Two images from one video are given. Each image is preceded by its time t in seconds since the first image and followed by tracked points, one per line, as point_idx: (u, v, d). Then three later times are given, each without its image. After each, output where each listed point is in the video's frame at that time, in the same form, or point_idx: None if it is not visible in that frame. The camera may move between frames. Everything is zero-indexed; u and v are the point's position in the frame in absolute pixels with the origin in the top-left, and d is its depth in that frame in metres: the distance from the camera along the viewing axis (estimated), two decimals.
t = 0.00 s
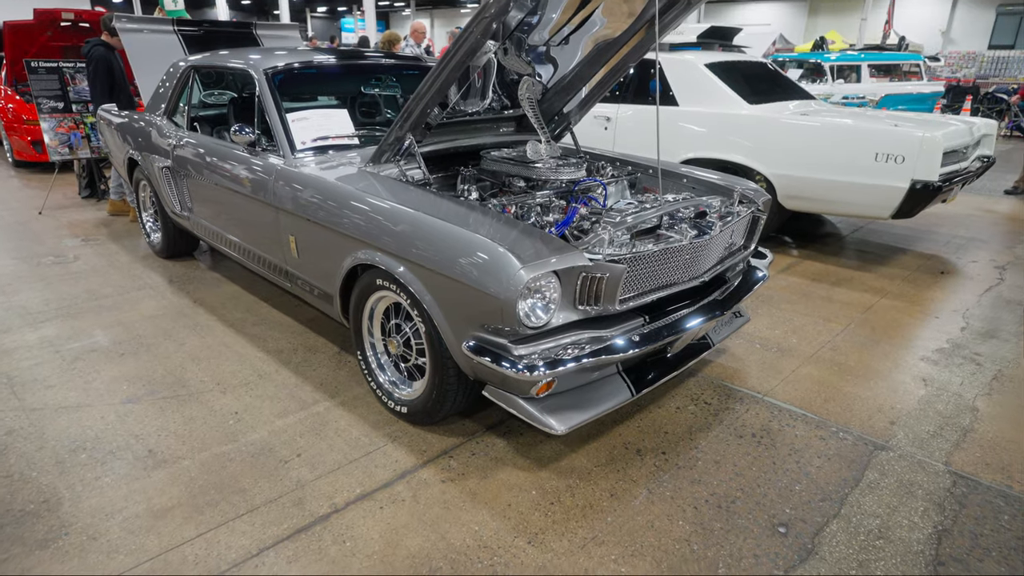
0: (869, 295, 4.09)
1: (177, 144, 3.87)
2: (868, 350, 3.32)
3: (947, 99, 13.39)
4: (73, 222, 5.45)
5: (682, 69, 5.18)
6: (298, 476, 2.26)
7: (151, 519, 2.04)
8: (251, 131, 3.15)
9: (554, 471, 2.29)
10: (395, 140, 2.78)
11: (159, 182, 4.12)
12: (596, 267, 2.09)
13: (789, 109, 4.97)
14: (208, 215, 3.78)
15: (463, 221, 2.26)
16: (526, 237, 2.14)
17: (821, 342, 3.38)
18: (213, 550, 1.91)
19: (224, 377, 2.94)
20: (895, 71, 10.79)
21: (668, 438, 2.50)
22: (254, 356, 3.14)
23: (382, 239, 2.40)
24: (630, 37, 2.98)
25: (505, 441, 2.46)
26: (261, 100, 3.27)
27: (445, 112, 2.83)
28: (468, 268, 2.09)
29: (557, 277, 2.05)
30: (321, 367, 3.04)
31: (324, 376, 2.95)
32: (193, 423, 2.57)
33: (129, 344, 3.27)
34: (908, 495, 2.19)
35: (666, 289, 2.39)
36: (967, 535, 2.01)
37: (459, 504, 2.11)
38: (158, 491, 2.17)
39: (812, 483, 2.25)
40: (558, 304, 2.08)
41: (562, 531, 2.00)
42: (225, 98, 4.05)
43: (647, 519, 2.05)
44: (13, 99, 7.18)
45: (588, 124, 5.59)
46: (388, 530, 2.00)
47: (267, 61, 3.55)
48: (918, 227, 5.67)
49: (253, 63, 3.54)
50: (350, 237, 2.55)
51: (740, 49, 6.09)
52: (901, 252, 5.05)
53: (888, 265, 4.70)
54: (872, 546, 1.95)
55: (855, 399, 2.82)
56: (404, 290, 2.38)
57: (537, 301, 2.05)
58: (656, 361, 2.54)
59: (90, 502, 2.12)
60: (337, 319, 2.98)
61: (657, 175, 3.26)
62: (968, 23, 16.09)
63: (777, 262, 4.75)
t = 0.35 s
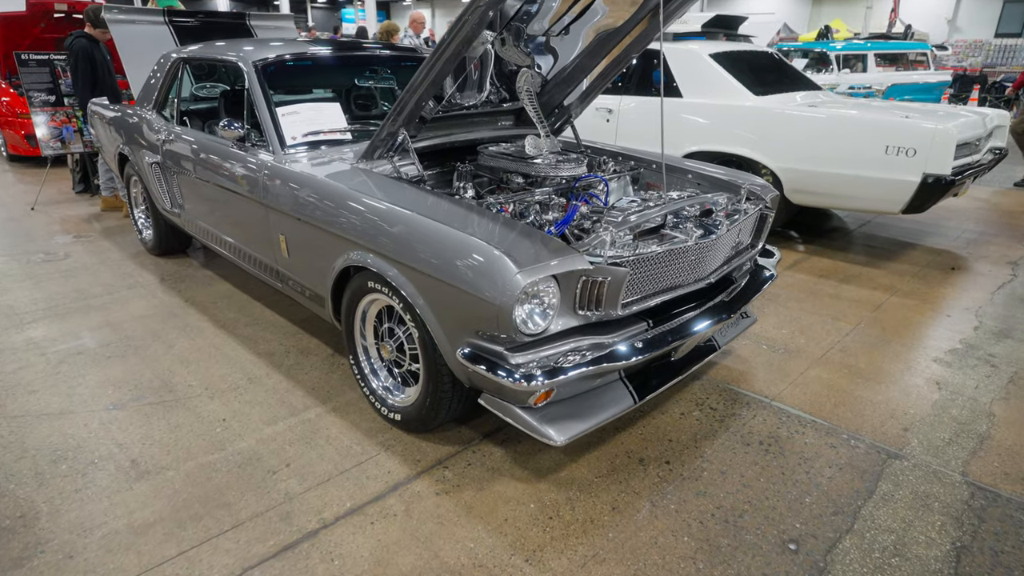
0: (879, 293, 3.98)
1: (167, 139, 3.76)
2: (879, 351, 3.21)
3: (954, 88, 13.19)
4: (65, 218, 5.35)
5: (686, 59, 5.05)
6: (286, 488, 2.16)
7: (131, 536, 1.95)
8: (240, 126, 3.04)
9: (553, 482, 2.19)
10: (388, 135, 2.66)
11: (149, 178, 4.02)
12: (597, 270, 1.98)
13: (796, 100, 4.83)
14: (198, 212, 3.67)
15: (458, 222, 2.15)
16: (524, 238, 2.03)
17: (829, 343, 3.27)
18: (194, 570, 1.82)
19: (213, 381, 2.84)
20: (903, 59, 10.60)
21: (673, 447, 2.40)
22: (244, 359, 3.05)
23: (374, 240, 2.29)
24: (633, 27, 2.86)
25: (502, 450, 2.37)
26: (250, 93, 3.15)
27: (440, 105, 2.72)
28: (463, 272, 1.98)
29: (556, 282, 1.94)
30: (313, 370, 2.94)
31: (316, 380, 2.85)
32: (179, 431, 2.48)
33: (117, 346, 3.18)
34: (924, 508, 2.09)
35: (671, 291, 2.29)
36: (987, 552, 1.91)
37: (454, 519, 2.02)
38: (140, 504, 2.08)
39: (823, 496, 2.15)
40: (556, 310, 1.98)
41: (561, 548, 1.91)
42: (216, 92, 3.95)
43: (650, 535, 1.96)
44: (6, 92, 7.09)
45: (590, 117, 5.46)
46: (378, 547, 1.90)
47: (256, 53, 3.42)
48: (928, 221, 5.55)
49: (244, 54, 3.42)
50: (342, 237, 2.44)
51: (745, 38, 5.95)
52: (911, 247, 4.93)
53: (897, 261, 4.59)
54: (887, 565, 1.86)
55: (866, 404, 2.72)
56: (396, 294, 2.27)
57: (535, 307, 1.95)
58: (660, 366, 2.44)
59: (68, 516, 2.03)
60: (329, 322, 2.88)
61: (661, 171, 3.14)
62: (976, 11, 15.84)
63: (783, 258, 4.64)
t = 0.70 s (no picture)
0: (881, 300, 3.89)
1: (150, 141, 3.65)
2: (883, 361, 3.12)
3: (952, 90, 13.12)
4: (49, 221, 5.22)
5: (684, 60, 4.96)
6: (266, 509, 2.06)
7: (100, 563, 1.84)
8: (224, 127, 2.94)
9: (546, 503, 2.09)
10: (376, 138, 2.56)
11: (133, 180, 3.90)
12: (592, 282, 1.89)
13: (796, 101, 4.74)
14: (182, 216, 3.56)
15: (448, 231, 2.04)
16: (516, 249, 1.93)
17: (832, 352, 3.18)
18: None
19: (194, 393, 2.74)
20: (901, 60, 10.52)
21: (671, 464, 2.30)
22: (228, 369, 2.94)
23: (359, 249, 2.19)
24: (630, 27, 2.76)
25: (494, 468, 2.27)
26: (234, 93, 3.05)
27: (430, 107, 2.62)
28: (452, 284, 1.88)
29: (549, 295, 1.84)
30: (298, 382, 2.83)
31: (301, 392, 2.75)
32: (156, 448, 2.37)
33: (96, 355, 3.07)
34: (934, 531, 2.00)
35: (669, 303, 2.19)
36: None
37: (441, 544, 1.92)
38: (111, 527, 1.98)
39: (829, 517, 2.06)
40: (549, 324, 1.88)
41: None
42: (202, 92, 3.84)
43: (648, 561, 1.86)
44: None
45: (586, 118, 5.36)
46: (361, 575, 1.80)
47: (242, 52, 3.31)
48: (929, 224, 5.46)
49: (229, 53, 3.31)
50: (326, 245, 2.34)
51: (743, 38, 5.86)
52: (912, 251, 4.84)
53: (899, 266, 4.50)
54: None
55: (871, 417, 2.63)
56: (382, 305, 2.17)
57: (526, 321, 1.84)
58: (658, 380, 2.34)
59: (34, 541, 1.92)
60: (315, 332, 2.78)
61: (659, 175, 3.04)
62: (973, 12, 15.79)
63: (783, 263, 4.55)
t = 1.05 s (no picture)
0: (887, 306, 3.80)
1: (136, 142, 3.54)
2: (890, 371, 3.02)
3: (954, 90, 13.03)
4: (37, 223, 5.11)
5: (684, 59, 4.86)
6: (247, 531, 1.96)
7: None
8: (209, 129, 2.84)
9: (541, 524, 2.00)
10: (365, 140, 2.45)
11: (119, 183, 3.80)
12: (590, 293, 1.79)
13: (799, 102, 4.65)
14: (169, 220, 3.46)
15: (438, 240, 1.95)
16: (509, 259, 1.83)
17: (837, 361, 3.09)
18: None
19: (177, 405, 2.64)
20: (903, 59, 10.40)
21: (672, 481, 2.21)
22: (213, 380, 2.84)
23: (346, 257, 2.09)
24: (630, 26, 2.66)
25: (487, 485, 2.17)
26: (219, 93, 2.94)
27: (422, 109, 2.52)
28: (442, 295, 1.78)
29: (544, 308, 1.74)
30: (286, 393, 2.74)
31: (288, 404, 2.65)
32: (136, 464, 2.28)
33: (78, 365, 2.97)
34: (949, 555, 1.90)
35: (671, 314, 2.09)
36: None
37: (430, 569, 1.82)
38: (82, 552, 1.88)
39: (838, 540, 1.96)
40: (544, 339, 1.78)
41: None
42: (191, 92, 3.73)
43: None
44: None
45: (585, 119, 5.26)
46: None
47: (230, 50, 3.20)
48: (933, 227, 5.36)
49: (217, 51, 3.21)
50: (313, 253, 2.24)
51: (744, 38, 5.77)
52: (917, 255, 4.74)
53: (904, 271, 4.40)
54: None
55: (880, 431, 2.53)
56: (369, 316, 2.07)
57: (519, 336, 1.74)
58: (658, 394, 2.25)
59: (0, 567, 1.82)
60: (303, 341, 2.68)
61: (659, 178, 2.94)
62: (974, 12, 15.69)
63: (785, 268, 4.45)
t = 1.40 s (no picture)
0: (892, 312, 3.70)
1: (121, 144, 3.44)
2: (896, 381, 2.93)
3: (954, 90, 12.94)
4: (23, 225, 5.01)
5: (684, 59, 4.76)
6: (225, 555, 1.87)
7: None
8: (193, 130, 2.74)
9: (535, 548, 1.90)
10: (352, 143, 2.34)
11: (104, 185, 3.69)
12: (586, 307, 1.69)
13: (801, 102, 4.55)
14: (154, 223, 3.36)
15: (427, 248, 1.85)
16: (501, 270, 1.74)
17: (842, 370, 2.99)
18: None
19: (157, 418, 2.54)
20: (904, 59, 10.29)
21: (672, 501, 2.11)
22: (196, 390, 2.74)
23: (331, 266, 1.99)
24: (629, 23, 2.56)
25: (479, 505, 2.08)
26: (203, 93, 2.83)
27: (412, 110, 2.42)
28: (429, 308, 1.68)
29: (538, 322, 1.64)
30: (271, 405, 2.64)
31: (273, 417, 2.55)
32: (111, 482, 2.18)
33: (56, 374, 2.86)
34: None
35: (671, 326, 2.00)
36: None
37: None
38: None
39: (847, 565, 1.86)
40: (538, 355, 1.68)
41: None
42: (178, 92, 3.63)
43: None
44: None
45: (583, 119, 5.16)
46: None
47: (214, 48, 3.08)
48: (937, 230, 5.27)
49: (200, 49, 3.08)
50: (296, 261, 2.14)
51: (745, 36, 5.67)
52: (921, 259, 4.65)
53: (908, 275, 4.31)
54: None
55: (888, 445, 2.44)
56: (354, 328, 1.97)
57: (511, 352, 1.64)
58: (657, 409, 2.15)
59: None
60: (289, 351, 2.59)
61: (659, 182, 2.84)
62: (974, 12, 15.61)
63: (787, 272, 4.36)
